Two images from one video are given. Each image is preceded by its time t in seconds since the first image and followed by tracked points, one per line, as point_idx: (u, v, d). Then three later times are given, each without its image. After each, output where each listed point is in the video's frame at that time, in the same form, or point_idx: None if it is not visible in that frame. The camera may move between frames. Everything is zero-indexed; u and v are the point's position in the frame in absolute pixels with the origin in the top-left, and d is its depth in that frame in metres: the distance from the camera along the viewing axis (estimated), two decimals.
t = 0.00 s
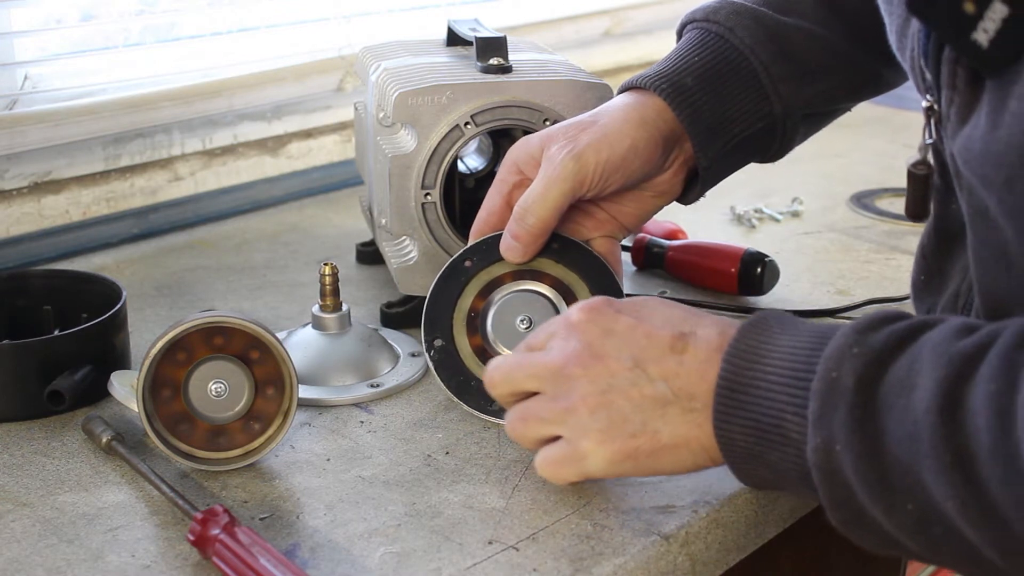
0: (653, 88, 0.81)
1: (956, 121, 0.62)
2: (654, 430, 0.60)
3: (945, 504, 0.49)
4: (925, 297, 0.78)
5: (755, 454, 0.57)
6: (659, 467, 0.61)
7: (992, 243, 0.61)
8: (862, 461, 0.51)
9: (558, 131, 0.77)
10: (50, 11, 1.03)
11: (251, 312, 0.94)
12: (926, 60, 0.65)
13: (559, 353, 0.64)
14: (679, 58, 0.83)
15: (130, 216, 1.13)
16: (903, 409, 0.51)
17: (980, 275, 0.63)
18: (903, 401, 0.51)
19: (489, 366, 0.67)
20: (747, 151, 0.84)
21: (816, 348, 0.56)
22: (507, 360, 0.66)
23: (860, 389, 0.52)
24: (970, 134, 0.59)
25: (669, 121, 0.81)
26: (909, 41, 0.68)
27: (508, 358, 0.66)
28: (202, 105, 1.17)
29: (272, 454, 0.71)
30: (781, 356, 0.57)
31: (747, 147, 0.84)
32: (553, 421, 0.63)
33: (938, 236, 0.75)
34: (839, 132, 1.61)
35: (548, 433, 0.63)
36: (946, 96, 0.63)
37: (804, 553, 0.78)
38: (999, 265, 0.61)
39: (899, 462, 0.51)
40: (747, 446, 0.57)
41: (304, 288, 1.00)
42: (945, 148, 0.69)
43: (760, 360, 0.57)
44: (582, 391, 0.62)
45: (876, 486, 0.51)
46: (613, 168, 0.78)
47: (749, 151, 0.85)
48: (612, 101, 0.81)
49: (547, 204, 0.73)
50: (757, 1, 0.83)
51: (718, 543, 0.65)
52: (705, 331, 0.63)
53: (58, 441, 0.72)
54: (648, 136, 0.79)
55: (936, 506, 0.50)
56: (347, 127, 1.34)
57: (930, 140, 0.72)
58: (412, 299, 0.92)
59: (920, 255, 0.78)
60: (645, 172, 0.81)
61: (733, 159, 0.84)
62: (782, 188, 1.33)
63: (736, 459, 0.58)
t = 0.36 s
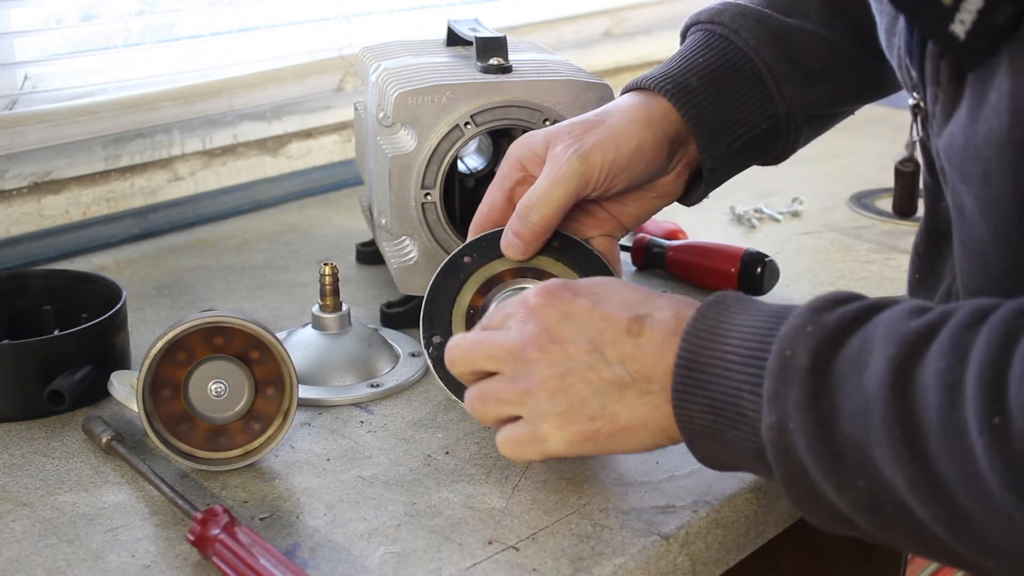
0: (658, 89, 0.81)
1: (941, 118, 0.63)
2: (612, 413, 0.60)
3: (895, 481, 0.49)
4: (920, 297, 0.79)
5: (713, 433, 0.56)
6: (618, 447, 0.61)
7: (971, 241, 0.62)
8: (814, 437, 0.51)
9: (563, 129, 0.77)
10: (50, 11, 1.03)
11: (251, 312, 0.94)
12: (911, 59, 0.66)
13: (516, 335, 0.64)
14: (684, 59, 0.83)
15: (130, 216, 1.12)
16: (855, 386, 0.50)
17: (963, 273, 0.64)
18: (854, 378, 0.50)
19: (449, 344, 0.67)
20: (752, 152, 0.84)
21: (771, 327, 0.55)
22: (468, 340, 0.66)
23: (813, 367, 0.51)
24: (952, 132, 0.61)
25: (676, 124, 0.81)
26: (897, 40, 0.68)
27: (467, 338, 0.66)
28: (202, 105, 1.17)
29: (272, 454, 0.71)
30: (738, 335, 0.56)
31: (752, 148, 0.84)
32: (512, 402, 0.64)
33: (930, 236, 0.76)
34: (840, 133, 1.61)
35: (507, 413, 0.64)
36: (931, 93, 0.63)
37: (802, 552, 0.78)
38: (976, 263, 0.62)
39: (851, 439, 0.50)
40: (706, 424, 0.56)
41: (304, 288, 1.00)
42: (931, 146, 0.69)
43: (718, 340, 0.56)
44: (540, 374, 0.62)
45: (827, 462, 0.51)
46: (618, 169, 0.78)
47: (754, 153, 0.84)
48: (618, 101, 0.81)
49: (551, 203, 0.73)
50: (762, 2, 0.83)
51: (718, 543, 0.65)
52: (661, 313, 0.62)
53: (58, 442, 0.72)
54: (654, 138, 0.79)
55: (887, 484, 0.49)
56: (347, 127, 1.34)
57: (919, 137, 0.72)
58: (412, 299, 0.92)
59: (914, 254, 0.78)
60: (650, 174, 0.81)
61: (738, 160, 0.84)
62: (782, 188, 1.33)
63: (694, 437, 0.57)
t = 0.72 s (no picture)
0: (660, 88, 0.81)
1: (936, 114, 0.63)
2: (603, 383, 0.61)
3: (880, 463, 0.48)
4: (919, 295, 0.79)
5: (705, 409, 0.57)
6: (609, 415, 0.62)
7: (964, 236, 0.63)
8: (802, 416, 0.51)
9: (565, 126, 0.77)
10: (50, 11, 1.03)
11: (251, 312, 0.94)
12: (905, 55, 0.65)
13: (513, 300, 0.65)
14: (685, 58, 0.83)
15: (130, 216, 1.12)
16: (844, 365, 0.50)
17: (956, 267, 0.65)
18: (844, 357, 0.50)
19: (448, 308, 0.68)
20: (753, 152, 0.84)
21: (764, 306, 0.55)
22: (466, 305, 0.67)
23: (803, 345, 0.51)
24: (946, 128, 0.61)
25: (679, 123, 0.81)
26: (893, 38, 0.68)
27: (464, 303, 0.67)
28: (202, 105, 1.17)
29: (272, 454, 0.71)
30: (731, 312, 0.56)
31: (753, 147, 0.84)
32: (507, 366, 0.65)
33: (927, 235, 0.76)
34: (839, 132, 1.61)
35: (503, 376, 0.66)
36: (926, 90, 0.63)
37: (802, 552, 0.78)
38: (970, 259, 0.63)
39: (838, 419, 0.50)
40: (698, 399, 0.57)
41: (304, 288, 1.00)
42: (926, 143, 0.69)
43: (712, 316, 0.56)
44: (534, 340, 0.63)
45: (813, 441, 0.51)
46: (621, 168, 0.78)
47: (755, 151, 0.84)
48: (620, 99, 0.81)
49: (554, 200, 0.73)
50: (763, 1, 0.83)
51: (718, 543, 0.65)
52: (659, 288, 0.62)
53: (58, 441, 0.72)
54: (657, 137, 0.79)
55: (873, 465, 0.49)
56: (347, 127, 1.34)
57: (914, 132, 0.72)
58: (412, 299, 0.92)
59: (913, 251, 0.78)
60: (652, 173, 0.81)
61: (738, 159, 0.84)
62: (783, 188, 1.33)
63: (685, 411, 0.58)
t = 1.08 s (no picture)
0: (667, 88, 0.81)
1: (945, 117, 0.62)
2: (641, 424, 0.62)
3: (918, 488, 0.49)
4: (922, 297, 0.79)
5: (737, 438, 0.57)
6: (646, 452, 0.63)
7: (982, 240, 0.61)
8: (837, 445, 0.51)
9: (573, 125, 0.77)
10: (49, 11, 1.03)
11: (251, 312, 0.94)
12: (914, 59, 0.66)
13: (539, 346, 0.64)
14: (694, 58, 0.83)
15: (130, 216, 1.12)
16: (875, 392, 0.50)
17: (971, 272, 0.63)
18: (874, 385, 0.51)
19: (464, 360, 0.67)
20: (759, 152, 0.84)
21: (791, 332, 0.55)
22: (489, 357, 0.66)
23: (833, 375, 0.52)
24: (958, 130, 0.60)
25: (687, 128, 0.81)
26: (900, 40, 0.68)
27: (486, 355, 0.66)
28: (202, 105, 1.17)
29: (272, 454, 0.71)
30: (757, 341, 0.56)
31: (760, 147, 0.84)
32: (542, 413, 0.65)
33: (932, 236, 0.76)
34: (839, 132, 1.61)
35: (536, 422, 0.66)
36: (934, 93, 0.63)
37: (803, 552, 0.78)
38: (991, 262, 0.61)
39: (873, 446, 0.50)
40: (730, 430, 0.57)
41: (304, 288, 1.00)
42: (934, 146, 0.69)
43: (740, 349, 0.57)
44: (568, 390, 0.64)
45: (849, 470, 0.51)
46: (628, 170, 0.78)
47: (761, 151, 0.84)
48: (628, 99, 0.81)
49: (559, 201, 0.73)
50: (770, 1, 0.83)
51: (718, 543, 0.65)
52: (683, 321, 0.62)
53: (58, 441, 0.72)
54: (665, 141, 0.79)
55: (909, 489, 0.50)
56: (346, 127, 1.34)
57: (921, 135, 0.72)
58: (412, 299, 0.92)
59: (915, 253, 0.78)
60: (657, 176, 0.81)
61: (746, 159, 0.84)
62: (783, 188, 1.33)
63: (720, 442, 0.58)
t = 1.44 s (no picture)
0: (671, 87, 0.81)
1: (946, 116, 0.62)
2: (636, 420, 0.62)
3: (914, 484, 0.49)
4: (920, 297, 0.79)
5: (732, 433, 0.57)
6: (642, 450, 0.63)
7: (983, 240, 0.61)
8: (833, 440, 0.51)
9: (578, 125, 0.77)
10: (50, 11, 1.03)
11: (251, 312, 0.94)
12: (914, 57, 0.66)
13: (535, 342, 0.64)
14: (697, 56, 0.83)
15: (130, 216, 1.12)
16: (872, 387, 0.50)
17: (972, 271, 0.63)
18: (871, 380, 0.51)
19: (464, 354, 0.68)
20: (762, 150, 0.84)
21: (788, 326, 0.55)
22: (485, 352, 0.66)
23: (830, 370, 0.52)
24: (959, 129, 0.60)
25: (693, 130, 0.81)
26: (899, 38, 0.68)
27: (484, 349, 0.67)
28: (202, 105, 1.17)
29: (272, 454, 0.71)
30: (753, 336, 0.56)
31: (765, 145, 0.84)
32: (536, 411, 0.65)
33: (931, 236, 0.76)
34: (839, 132, 1.61)
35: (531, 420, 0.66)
36: (934, 92, 0.63)
37: (803, 552, 0.78)
38: (992, 262, 0.61)
39: (870, 442, 0.50)
40: (725, 425, 0.57)
41: (304, 288, 1.00)
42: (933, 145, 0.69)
43: (735, 344, 0.57)
44: (563, 384, 0.63)
45: (846, 465, 0.51)
46: (634, 171, 0.78)
47: (765, 149, 0.84)
48: (632, 98, 0.81)
49: (565, 201, 0.73)
50: None
51: (718, 543, 0.64)
52: (679, 318, 0.62)
53: (58, 442, 0.72)
54: (672, 142, 0.79)
55: (905, 485, 0.50)
56: (346, 127, 1.34)
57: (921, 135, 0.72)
58: (413, 299, 0.92)
59: (914, 253, 0.78)
60: (661, 177, 0.81)
61: (751, 157, 0.84)
62: (783, 188, 1.33)
63: (715, 437, 0.58)
